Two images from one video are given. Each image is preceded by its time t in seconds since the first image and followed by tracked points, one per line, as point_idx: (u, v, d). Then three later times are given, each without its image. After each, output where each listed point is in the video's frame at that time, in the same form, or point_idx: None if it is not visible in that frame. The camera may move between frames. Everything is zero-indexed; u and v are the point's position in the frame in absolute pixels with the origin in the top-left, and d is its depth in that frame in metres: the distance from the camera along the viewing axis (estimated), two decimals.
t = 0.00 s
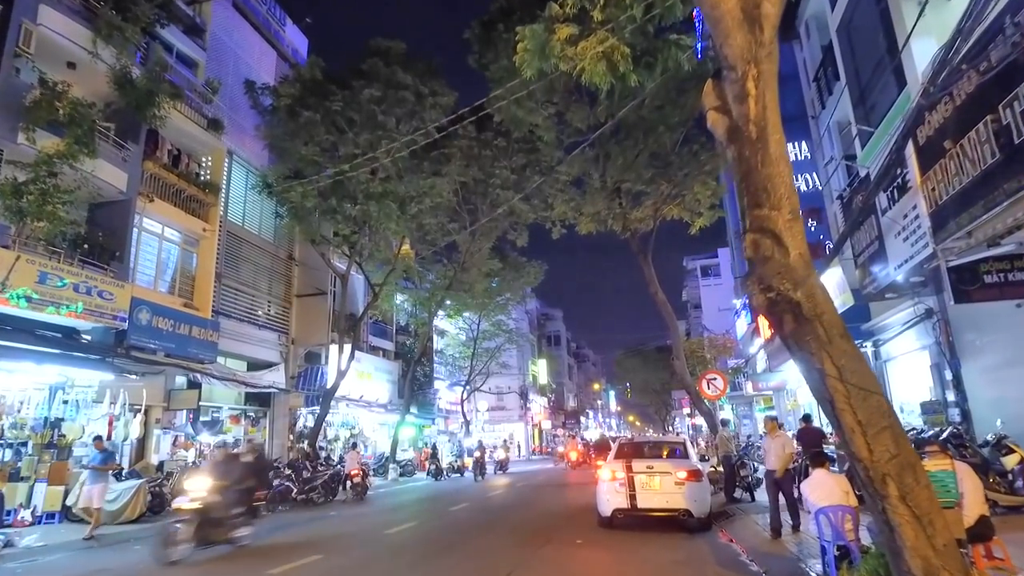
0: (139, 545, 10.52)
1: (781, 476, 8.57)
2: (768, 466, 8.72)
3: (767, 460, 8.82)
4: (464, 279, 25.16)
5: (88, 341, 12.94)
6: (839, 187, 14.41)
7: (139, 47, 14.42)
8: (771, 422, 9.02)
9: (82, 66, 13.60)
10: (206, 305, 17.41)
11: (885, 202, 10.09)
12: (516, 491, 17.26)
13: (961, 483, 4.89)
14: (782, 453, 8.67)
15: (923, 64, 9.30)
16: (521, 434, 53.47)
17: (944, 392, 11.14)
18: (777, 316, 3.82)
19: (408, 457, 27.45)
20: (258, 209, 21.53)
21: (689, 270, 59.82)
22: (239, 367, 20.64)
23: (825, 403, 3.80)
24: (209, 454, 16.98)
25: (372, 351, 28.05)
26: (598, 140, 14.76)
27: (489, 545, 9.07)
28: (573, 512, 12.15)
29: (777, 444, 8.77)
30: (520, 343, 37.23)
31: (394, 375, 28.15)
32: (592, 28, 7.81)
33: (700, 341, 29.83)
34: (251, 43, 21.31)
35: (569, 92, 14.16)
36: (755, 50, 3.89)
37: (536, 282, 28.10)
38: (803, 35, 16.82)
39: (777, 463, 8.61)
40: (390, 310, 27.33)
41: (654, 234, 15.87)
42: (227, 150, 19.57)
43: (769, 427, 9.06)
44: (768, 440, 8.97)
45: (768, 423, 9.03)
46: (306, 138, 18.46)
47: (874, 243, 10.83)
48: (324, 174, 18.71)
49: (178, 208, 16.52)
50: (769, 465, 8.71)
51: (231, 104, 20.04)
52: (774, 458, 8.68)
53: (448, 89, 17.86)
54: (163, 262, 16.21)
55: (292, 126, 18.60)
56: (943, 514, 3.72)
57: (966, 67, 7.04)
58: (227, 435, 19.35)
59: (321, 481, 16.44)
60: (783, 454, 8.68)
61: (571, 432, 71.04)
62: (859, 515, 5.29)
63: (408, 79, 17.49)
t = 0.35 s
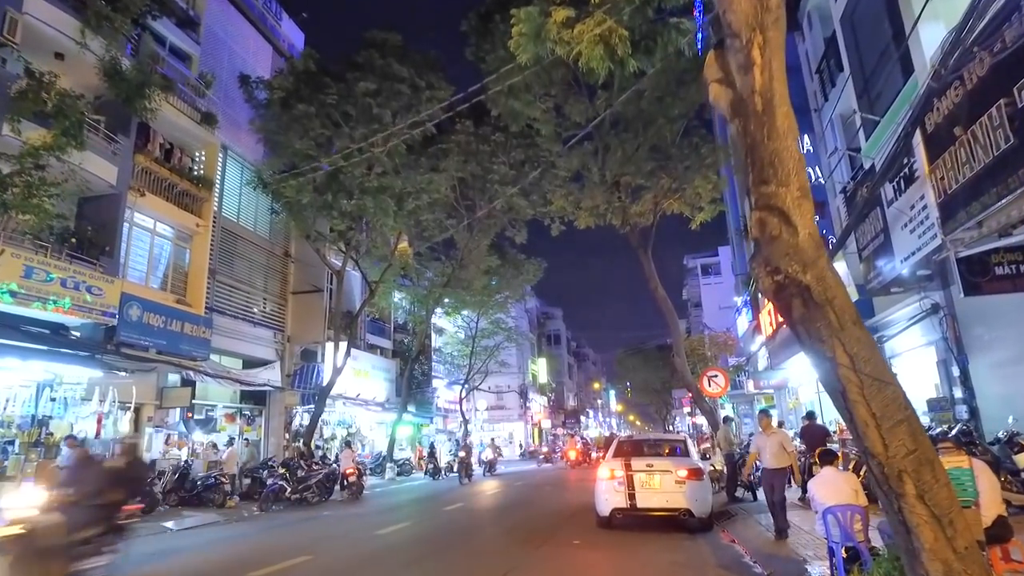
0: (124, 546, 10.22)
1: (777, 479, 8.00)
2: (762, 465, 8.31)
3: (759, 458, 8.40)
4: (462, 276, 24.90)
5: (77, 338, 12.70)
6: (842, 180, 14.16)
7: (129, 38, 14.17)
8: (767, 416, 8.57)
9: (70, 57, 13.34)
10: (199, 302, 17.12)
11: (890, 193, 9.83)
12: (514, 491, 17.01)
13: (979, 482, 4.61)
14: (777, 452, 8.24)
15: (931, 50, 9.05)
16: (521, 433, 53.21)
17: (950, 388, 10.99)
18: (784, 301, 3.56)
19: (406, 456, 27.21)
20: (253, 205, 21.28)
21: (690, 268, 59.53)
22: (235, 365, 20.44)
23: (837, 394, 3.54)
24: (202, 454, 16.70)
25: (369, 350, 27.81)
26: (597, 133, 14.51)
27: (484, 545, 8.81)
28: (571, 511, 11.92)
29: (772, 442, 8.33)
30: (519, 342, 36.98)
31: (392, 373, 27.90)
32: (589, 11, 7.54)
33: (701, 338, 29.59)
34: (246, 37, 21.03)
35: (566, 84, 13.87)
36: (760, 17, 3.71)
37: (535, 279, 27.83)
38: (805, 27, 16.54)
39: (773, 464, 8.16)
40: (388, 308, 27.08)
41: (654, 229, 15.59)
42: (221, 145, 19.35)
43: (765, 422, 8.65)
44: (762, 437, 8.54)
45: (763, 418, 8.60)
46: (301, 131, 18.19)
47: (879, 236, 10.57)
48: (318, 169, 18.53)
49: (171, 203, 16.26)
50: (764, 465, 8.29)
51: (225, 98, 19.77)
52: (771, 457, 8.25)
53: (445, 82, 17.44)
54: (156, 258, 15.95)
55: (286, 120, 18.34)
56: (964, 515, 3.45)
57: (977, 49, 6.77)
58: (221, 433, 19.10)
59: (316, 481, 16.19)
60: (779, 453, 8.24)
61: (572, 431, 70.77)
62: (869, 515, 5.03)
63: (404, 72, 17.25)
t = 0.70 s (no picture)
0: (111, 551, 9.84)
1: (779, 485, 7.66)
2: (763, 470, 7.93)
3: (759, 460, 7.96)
4: (462, 275, 24.61)
5: (66, 336, 12.43)
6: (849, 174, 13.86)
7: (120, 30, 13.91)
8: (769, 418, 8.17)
9: (59, 50, 13.08)
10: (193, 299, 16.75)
11: (900, 186, 9.50)
12: (513, 492, 16.72)
13: (1005, 488, 4.32)
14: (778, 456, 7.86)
15: (943, 36, 8.71)
16: (523, 433, 52.88)
17: (961, 388, 10.69)
18: (798, 291, 3.26)
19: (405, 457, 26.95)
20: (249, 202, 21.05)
21: (692, 267, 59.14)
22: (232, 364, 20.26)
23: (857, 393, 3.25)
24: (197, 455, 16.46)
25: (367, 349, 27.55)
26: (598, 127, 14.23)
27: (481, 549, 8.52)
28: (571, 514, 11.60)
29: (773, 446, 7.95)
30: (520, 341, 36.68)
31: (391, 372, 27.62)
32: None
33: (704, 337, 29.27)
34: (243, 32, 20.77)
35: (565, 77, 13.85)
36: None
37: (536, 278, 27.53)
38: (811, 18, 16.19)
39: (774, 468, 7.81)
40: (387, 307, 26.80)
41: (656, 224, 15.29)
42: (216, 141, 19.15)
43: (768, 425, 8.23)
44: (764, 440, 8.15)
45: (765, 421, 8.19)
46: (296, 126, 17.95)
47: (888, 231, 10.26)
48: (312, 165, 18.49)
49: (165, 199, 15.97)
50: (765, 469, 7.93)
51: (221, 94, 19.52)
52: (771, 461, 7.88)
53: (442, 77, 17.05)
54: (149, 255, 15.71)
55: (281, 115, 18.03)
56: (997, 524, 3.15)
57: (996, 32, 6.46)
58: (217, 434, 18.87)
59: (312, 482, 15.88)
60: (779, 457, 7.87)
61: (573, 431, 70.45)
62: (885, 522, 4.75)
63: (400, 65, 16.85)
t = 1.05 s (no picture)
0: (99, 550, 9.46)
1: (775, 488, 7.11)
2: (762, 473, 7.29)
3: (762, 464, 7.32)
4: (463, 272, 24.32)
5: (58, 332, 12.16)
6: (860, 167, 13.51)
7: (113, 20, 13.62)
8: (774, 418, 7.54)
9: (51, 40, 12.79)
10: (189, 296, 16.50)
11: (915, 175, 9.18)
12: (514, 492, 16.42)
13: None
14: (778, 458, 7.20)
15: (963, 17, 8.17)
16: (525, 432, 52.58)
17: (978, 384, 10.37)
18: (829, 269, 2.95)
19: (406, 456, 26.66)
20: (248, 197, 20.80)
21: (696, 266, 58.73)
22: (230, 362, 20.05)
23: (893, 382, 2.93)
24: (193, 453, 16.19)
25: (367, 347, 27.27)
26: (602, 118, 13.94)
27: (481, 550, 8.21)
28: (574, 515, 11.31)
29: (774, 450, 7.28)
30: (522, 339, 36.37)
31: (391, 371, 27.34)
32: None
33: (708, 336, 28.91)
34: (241, 26, 20.49)
35: (568, 69, 13.63)
36: None
37: (539, 276, 27.22)
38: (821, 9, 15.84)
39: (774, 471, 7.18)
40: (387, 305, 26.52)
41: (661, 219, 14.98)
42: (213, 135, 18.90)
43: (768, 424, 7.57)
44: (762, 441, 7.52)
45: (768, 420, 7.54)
46: (294, 119, 17.53)
47: (901, 223, 9.95)
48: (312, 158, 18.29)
49: (161, 193, 15.66)
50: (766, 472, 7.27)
51: (219, 88, 19.26)
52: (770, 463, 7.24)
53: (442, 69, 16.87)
54: (145, 251, 15.43)
55: (279, 108, 17.71)
56: None
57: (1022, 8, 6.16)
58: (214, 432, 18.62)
59: (310, 481, 15.58)
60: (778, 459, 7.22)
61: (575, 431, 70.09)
62: (912, 524, 4.46)
63: (400, 57, 16.60)
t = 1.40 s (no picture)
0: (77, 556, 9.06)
1: (774, 505, 6.33)
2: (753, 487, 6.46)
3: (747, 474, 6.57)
4: (460, 270, 24.00)
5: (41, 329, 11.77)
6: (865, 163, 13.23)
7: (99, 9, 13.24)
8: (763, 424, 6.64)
9: (34, 29, 12.39)
10: (180, 293, 16.01)
11: (926, 167, 8.86)
12: (510, 494, 16.09)
13: None
14: (770, 471, 6.36)
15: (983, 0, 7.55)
16: (522, 432, 52.30)
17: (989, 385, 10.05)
18: (859, 253, 2.68)
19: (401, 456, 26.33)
20: (241, 192, 20.48)
21: (694, 266, 58.47)
22: (222, 361, 19.67)
23: (931, 380, 2.59)
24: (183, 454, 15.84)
25: (363, 346, 26.94)
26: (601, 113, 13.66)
27: (476, 556, 7.86)
28: (572, 518, 10.97)
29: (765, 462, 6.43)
30: (520, 339, 36.05)
31: (386, 370, 27.01)
32: None
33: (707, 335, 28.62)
34: (235, 18, 20.10)
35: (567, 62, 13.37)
36: None
37: (536, 274, 26.91)
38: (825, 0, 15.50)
39: (767, 485, 6.36)
40: (383, 303, 26.18)
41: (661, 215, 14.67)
42: (205, 130, 18.57)
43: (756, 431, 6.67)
44: (746, 449, 6.65)
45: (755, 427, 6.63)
46: (286, 113, 17.16)
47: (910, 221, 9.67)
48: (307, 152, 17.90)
49: (149, 188, 15.23)
50: (757, 485, 6.45)
51: (211, 82, 18.92)
52: (761, 476, 6.40)
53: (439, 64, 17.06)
54: (133, 247, 15.02)
55: (271, 100, 17.27)
56: None
57: None
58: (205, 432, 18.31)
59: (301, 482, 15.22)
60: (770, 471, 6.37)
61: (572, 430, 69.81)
62: (935, 534, 4.10)
63: (397, 50, 16.49)
